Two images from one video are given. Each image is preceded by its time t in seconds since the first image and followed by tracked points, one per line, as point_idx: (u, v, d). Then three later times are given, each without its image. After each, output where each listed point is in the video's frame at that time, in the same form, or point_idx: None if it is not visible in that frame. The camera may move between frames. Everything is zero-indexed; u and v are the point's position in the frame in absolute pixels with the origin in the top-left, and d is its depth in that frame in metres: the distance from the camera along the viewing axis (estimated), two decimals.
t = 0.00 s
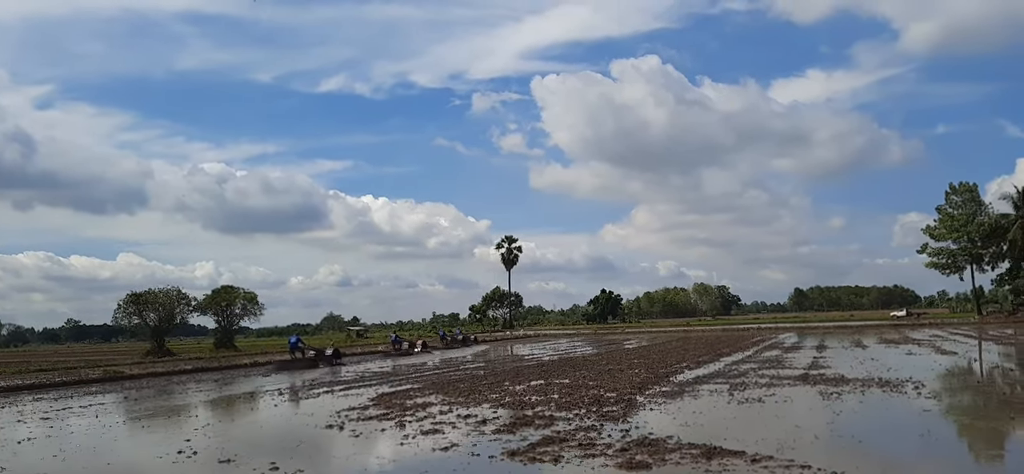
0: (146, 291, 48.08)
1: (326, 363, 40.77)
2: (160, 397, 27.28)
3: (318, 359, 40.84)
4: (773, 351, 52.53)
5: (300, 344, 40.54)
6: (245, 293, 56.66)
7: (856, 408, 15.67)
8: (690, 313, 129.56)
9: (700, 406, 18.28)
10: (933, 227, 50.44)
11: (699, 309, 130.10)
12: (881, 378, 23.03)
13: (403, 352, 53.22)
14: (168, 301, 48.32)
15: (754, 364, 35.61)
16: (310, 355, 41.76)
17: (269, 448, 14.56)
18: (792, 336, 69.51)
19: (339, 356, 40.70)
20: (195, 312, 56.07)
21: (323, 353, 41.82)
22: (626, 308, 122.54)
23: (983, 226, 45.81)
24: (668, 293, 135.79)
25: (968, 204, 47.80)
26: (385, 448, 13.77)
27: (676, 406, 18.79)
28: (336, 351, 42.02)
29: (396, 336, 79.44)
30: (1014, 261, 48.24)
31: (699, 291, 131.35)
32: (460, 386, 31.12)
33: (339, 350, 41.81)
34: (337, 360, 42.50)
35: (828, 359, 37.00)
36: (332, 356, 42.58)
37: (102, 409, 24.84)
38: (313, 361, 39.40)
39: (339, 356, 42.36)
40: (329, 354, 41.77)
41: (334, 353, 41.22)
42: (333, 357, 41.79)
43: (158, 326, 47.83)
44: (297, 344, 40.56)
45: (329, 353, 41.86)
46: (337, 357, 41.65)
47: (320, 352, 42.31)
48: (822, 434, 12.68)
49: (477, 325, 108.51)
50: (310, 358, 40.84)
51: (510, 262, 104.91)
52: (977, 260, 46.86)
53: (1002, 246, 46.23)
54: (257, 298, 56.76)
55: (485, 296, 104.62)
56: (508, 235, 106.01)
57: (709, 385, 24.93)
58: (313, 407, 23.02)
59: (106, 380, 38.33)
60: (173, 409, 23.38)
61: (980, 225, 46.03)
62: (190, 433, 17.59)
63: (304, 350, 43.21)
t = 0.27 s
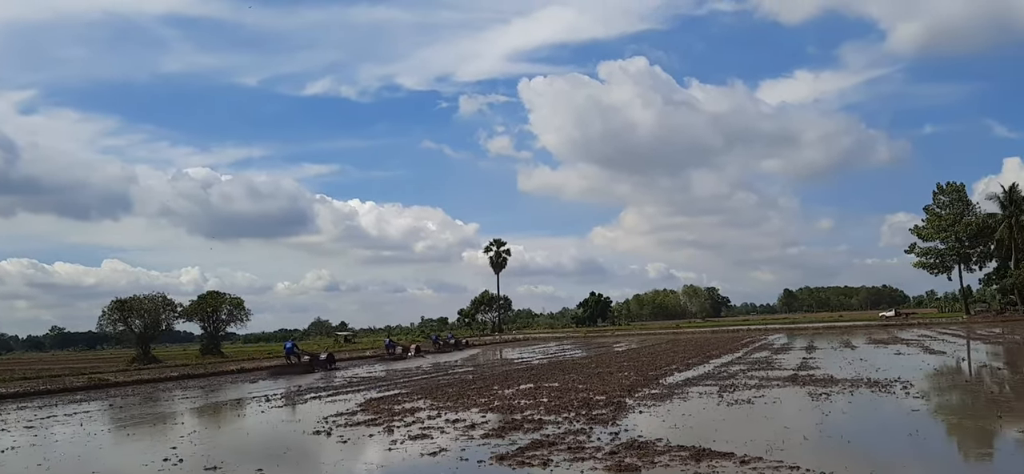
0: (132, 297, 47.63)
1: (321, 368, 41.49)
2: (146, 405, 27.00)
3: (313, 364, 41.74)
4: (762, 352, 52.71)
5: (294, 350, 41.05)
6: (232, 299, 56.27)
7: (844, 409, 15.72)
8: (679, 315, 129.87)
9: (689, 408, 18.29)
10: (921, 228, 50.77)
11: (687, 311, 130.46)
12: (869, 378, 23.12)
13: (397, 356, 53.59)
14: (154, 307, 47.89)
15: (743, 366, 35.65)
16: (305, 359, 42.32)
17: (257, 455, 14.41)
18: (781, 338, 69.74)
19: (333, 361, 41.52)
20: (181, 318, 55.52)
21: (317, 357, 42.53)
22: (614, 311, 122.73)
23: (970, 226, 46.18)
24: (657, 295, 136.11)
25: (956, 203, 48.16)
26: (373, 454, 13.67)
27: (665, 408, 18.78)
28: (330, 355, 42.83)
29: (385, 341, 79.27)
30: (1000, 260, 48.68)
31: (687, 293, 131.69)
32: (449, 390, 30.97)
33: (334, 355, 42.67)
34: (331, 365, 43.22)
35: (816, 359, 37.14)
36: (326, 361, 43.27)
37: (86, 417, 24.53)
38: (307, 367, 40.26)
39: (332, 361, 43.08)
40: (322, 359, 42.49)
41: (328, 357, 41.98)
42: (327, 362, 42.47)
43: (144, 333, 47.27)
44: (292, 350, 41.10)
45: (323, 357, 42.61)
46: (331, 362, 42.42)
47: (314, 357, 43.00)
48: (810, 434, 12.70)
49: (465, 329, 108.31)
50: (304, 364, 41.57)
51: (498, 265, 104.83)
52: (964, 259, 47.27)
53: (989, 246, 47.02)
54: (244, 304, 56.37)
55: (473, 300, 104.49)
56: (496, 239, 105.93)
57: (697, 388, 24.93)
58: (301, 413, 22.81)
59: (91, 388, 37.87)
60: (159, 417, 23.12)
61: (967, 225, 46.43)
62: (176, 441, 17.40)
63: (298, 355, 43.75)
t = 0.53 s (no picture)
0: (118, 302, 47.19)
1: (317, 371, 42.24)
2: (132, 411, 26.74)
3: (309, 368, 42.57)
4: (751, 352, 52.88)
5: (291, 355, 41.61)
6: (220, 304, 55.87)
7: (831, 408, 15.75)
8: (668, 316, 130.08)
9: (677, 409, 18.29)
10: (908, 227, 51.10)
11: (677, 312, 130.65)
12: (857, 378, 23.18)
13: (392, 358, 54.01)
14: (141, 312, 47.46)
15: (732, 367, 35.70)
16: (301, 362, 42.90)
17: (243, 459, 14.28)
18: (770, 338, 70.01)
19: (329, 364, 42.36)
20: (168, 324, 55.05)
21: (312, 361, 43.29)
22: (604, 312, 122.79)
23: (958, 225, 46.58)
24: (646, 296, 136.35)
25: (942, 203, 48.45)
26: (360, 457, 13.57)
27: (654, 409, 18.76)
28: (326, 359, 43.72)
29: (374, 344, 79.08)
30: (987, 258, 49.09)
31: (677, 294, 131.94)
32: (438, 393, 30.85)
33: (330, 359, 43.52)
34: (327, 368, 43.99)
35: (805, 359, 37.25)
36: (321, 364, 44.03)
37: (71, 424, 24.25)
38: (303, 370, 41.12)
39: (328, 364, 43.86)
40: (318, 362, 43.32)
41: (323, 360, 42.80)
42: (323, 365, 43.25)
43: (131, 338, 46.87)
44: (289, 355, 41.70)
45: (318, 360, 43.46)
46: (327, 364, 43.30)
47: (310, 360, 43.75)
48: (798, 434, 12.71)
49: (455, 332, 108.08)
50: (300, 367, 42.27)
51: (488, 268, 104.73)
52: (951, 258, 47.66)
53: (976, 244, 47.58)
54: (232, 308, 55.98)
55: (463, 302, 104.31)
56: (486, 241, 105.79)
57: (686, 388, 24.93)
58: (288, 417, 22.64)
59: (78, 394, 37.52)
60: (144, 423, 22.88)
61: (954, 224, 46.80)
62: (161, 446, 17.21)
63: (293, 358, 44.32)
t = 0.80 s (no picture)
0: (108, 305, 46.97)
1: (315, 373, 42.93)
2: (122, 414, 26.63)
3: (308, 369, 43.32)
4: (741, 353, 53.17)
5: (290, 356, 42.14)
6: (211, 307, 55.69)
7: (820, 408, 15.85)
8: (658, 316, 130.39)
9: (668, 409, 18.37)
10: (897, 228, 51.47)
11: (667, 313, 130.95)
12: (845, 377, 23.34)
13: (390, 359, 54.53)
14: (131, 315, 47.26)
15: (722, 367, 35.85)
16: (300, 364, 43.45)
17: (234, 462, 14.29)
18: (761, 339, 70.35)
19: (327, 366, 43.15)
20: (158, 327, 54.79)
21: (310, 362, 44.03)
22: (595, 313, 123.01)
23: (945, 226, 46.95)
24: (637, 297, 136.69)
25: (930, 204, 48.77)
26: (351, 459, 13.59)
27: (645, 409, 18.83)
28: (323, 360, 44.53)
29: (366, 346, 79.05)
30: (974, 259, 49.45)
31: (667, 294, 132.28)
32: (429, 395, 30.84)
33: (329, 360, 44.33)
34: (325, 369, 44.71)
35: (794, 359, 37.45)
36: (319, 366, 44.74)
37: (61, 427, 24.12)
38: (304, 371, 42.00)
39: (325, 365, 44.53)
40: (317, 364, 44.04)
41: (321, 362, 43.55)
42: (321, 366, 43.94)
43: (121, 341, 46.68)
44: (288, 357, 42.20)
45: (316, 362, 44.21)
46: (325, 366, 44.07)
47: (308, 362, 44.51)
48: (786, 433, 12.81)
49: (446, 334, 108.04)
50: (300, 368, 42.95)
51: (479, 269, 104.79)
52: (939, 259, 48.01)
53: (964, 245, 47.94)
54: (223, 311, 55.80)
55: (454, 304, 104.31)
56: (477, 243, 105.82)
57: (677, 389, 25.03)
58: (279, 420, 22.59)
59: (67, 397, 37.34)
60: (134, 426, 22.78)
61: (942, 225, 47.16)
62: (152, 449, 17.18)
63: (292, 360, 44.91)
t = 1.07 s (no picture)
0: (98, 307, 46.62)
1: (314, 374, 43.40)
2: (112, 417, 26.43)
3: (307, 372, 43.85)
4: (733, 354, 53.24)
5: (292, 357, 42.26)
6: (202, 309, 55.37)
7: (815, 409, 15.86)
8: (651, 318, 130.52)
9: (661, 411, 18.35)
10: (889, 230, 51.69)
11: (660, 315, 130.95)
12: (837, 379, 23.39)
13: (388, 360, 54.98)
14: (121, 318, 46.92)
15: (714, 369, 35.89)
16: (298, 366, 43.80)
17: (225, 465, 14.19)
18: (753, 340, 70.50)
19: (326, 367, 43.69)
20: (148, 330, 54.44)
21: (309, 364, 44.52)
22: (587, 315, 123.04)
23: (936, 228, 47.19)
24: (629, 299, 136.77)
25: (922, 206, 49.04)
26: (343, 462, 13.51)
27: (637, 411, 18.82)
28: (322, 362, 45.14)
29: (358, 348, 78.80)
30: (965, 261, 49.68)
31: (659, 296, 132.29)
32: (422, 397, 30.77)
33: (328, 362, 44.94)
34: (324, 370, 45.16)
35: (787, 361, 37.53)
36: (318, 368, 45.18)
37: (50, 430, 23.91)
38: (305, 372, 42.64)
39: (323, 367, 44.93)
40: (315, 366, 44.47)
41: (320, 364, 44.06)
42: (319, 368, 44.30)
43: (112, 343, 46.30)
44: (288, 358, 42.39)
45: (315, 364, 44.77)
46: (324, 367, 44.60)
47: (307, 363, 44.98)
48: (780, 435, 12.80)
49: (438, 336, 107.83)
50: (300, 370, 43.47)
51: (471, 271, 104.70)
52: (930, 261, 48.25)
53: (955, 246, 48.16)
54: (214, 313, 55.48)
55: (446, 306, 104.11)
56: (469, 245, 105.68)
57: (669, 391, 25.04)
58: (271, 422, 22.46)
59: (57, 400, 37.06)
60: (125, 428, 22.60)
61: (933, 227, 47.40)
62: (143, 451, 17.06)
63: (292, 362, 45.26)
